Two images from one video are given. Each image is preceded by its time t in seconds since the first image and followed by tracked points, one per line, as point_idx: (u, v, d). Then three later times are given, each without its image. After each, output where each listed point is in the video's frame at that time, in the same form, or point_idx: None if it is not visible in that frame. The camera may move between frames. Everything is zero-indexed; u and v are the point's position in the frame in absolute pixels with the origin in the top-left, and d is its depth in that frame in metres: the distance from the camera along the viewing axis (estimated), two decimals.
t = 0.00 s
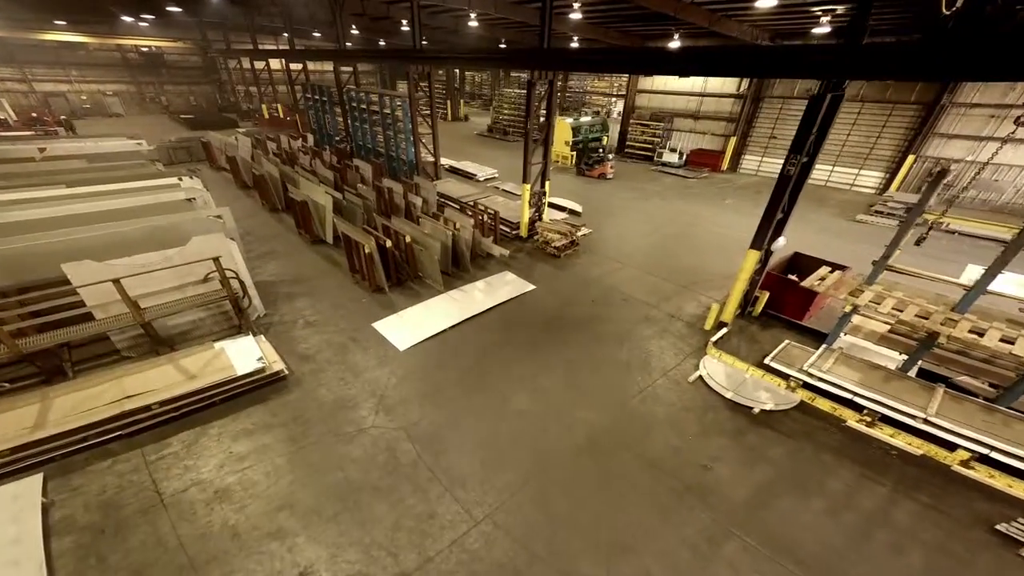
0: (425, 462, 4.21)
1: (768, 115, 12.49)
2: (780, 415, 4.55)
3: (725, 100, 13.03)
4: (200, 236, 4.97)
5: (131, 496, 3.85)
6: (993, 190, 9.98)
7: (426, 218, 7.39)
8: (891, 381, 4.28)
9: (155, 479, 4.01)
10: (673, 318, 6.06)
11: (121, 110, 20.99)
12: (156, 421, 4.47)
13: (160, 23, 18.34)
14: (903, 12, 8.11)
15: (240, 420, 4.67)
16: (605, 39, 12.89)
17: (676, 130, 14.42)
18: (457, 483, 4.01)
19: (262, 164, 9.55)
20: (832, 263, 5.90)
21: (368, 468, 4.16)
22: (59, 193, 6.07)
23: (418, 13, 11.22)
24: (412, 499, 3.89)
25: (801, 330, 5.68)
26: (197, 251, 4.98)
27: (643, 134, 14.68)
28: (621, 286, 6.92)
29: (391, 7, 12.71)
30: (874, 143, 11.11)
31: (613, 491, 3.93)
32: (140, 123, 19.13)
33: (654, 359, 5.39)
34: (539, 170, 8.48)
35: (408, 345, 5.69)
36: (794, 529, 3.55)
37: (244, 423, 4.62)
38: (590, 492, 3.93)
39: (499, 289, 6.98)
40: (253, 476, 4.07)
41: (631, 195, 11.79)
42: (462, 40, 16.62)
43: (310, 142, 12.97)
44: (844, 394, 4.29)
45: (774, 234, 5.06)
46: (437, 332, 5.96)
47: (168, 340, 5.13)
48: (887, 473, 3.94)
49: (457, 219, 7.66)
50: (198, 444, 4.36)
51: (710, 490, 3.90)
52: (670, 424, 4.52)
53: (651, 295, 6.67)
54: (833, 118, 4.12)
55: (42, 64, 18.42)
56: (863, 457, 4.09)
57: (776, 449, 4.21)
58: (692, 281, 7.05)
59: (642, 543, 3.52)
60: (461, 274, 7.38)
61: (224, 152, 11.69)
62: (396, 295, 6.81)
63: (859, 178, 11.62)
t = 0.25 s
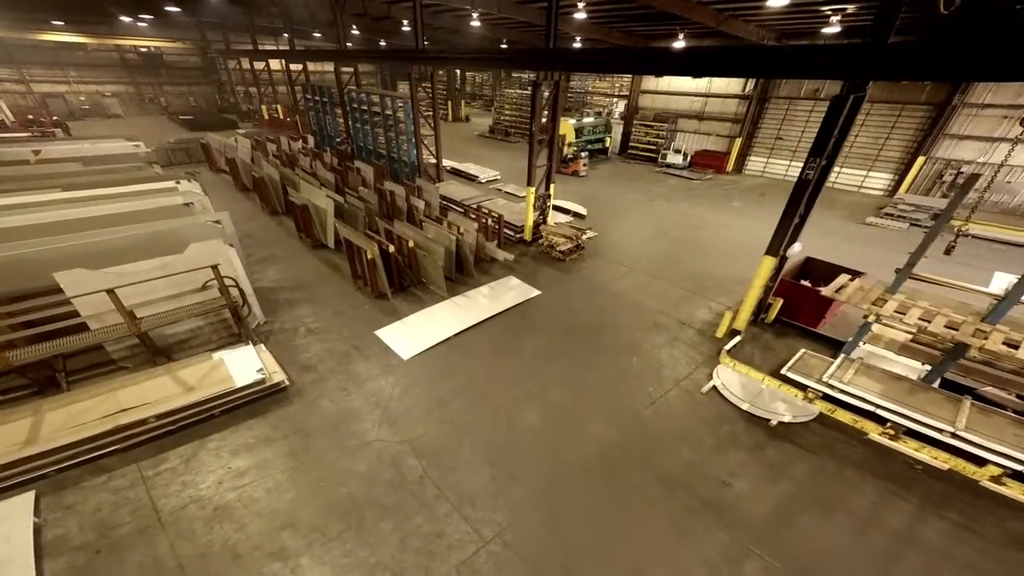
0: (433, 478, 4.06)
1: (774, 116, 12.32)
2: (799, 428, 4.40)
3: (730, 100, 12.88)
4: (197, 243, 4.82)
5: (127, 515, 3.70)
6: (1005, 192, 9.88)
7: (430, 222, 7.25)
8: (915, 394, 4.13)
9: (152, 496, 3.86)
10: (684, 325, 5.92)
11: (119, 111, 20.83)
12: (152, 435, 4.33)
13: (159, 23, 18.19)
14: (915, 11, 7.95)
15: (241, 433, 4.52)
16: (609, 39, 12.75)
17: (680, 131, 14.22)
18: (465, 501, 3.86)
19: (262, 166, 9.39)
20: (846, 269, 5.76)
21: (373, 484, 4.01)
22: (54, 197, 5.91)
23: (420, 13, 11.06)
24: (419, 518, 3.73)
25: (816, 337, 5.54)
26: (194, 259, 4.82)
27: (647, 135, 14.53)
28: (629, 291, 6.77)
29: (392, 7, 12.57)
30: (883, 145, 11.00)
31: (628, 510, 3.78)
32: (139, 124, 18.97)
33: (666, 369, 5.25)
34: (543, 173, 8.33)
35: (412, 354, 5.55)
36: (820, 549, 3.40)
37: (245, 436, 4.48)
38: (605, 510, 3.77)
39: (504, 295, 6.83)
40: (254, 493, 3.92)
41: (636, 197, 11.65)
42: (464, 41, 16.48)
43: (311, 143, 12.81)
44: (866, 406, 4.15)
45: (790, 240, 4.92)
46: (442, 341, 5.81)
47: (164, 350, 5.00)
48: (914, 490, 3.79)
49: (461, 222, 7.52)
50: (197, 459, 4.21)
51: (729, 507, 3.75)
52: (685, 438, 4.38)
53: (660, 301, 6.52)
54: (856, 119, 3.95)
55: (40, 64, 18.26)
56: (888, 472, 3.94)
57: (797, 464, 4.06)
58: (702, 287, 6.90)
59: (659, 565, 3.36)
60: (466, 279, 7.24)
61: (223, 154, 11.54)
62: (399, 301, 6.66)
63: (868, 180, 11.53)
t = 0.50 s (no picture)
0: (439, 493, 3.92)
1: (781, 116, 12.13)
2: (819, 441, 4.26)
3: (736, 101, 12.71)
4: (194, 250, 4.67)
5: (123, 533, 3.56)
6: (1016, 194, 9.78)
7: (433, 226, 7.10)
8: (940, 407, 3.98)
9: (150, 513, 3.72)
10: (695, 332, 5.78)
11: (119, 112, 20.72)
12: (149, 449, 4.20)
13: (158, 24, 18.06)
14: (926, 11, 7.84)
15: (241, 446, 4.38)
16: (613, 38, 12.59)
17: (684, 132, 14.10)
18: (473, 518, 3.72)
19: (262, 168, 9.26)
20: (861, 274, 5.61)
21: (379, 499, 3.87)
22: (48, 201, 5.77)
23: (422, 12, 10.86)
24: (427, 536, 3.59)
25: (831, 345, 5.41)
26: (191, 266, 4.68)
27: (651, 137, 14.38)
28: (638, 297, 6.63)
29: (394, 7, 12.43)
30: (892, 146, 10.89)
31: (642, 527, 3.63)
32: (138, 125, 18.83)
33: (678, 378, 5.10)
34: (548, 176, 8.12)
35: (416, 362, 5.42)
36: (847, 570, 3.26)
37: (245, 449, 4.34)
38: (618, 528, 3.63)
39: (509, 300, 6.69)
40: (255, 509, 3.78)
41: (640, 199, 11.49)
42: (466, 41, 16.34)
43: (311, 145, 12.67)
44: (889, 419, 3.99)
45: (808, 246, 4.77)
46: (446, 348, 5.67)
47: (162, 360, 4.86)
48: (941, 507, 3.65)
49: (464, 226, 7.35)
50: (196, 473, 4.07)
51: (749, 525, 3.61)
52: (699, 452, 4.24)
53: (670, 306, 6.37)
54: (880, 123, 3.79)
55: (38, 64, 18.14)
56: (913, 488, 3.80)
57: (818, 480, 3.92)
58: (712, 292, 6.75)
59: None
60: (470, 284, 7.09)
61: (223, 156, 11.40)
62: (403, 307, 6.52)
63: (877, 181, 11.43)
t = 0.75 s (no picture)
0: (447, 511, 3.77)
1: (787, 117, 11.96)
2: (838, 455, 4.12)
3: (741, 101, 12.55)
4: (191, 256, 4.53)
5: (118, 554, 3.42)
6: None
7: (436, 230, 6.95)
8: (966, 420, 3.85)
9: (146, 532, 3.58)
10: (707, 340, 5.64)
11: (117, 113, 20.59)
12: (146, 464, 4.07)
13: (157, 23, 17.94)
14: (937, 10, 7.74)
15: (242, 461, 4.23)
16: (617, 38, 12.43)
17: (688, 133, 13.96)
18: (482, 537, 3.57)
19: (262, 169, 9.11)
20: (878, 280, 5.46)
21: (384, 516, 3.73)
22: (40, 205, 5.57)
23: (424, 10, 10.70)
24: (435, 555, 3.45)
25: (846, 353, 5.27)
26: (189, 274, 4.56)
27: (654, 137, 14.24)
28: (646, 302, 6.48)
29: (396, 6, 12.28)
30: (902, 147, 10.75)
31: (658, 546, 3.48)
32: (136, 126, 18.69)
33: (691, 388, 4.97)
34: (553, 177, 7.91)
35: (421, 372, 5.28)
36: None
37: (246, 464, 4.19)
38: (633, 547, 3.48)
39: (514, 305, 6.55)
40: (255, 527, 3.64)
41: (645, 200, 11.35)
42: (467, 41, 16.20)
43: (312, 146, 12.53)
44: (913, 432, 3.89)
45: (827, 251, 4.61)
46: (451, 357, 5.54)
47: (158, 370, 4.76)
48: (970, 525, 3.51)
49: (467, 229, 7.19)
50: (194, 489, 3.94)
51: (770, 544, 3.47)
52: (714, 466, 4.10)
53: (680, 313, 6.23)
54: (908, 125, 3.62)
55: (36, 65, 18.02)
56: (940, 505, 3.66)
57: (841, 496, 3.77)
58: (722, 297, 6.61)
59: None
60: (475, 289, 6.94)
61: (221, 157, 11.24)
62: (407, 314, 6.37)
63: (886, 182, 11.32)
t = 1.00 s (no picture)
0: (454, 528, 3.64)
1: (794, 117, 11.77)
2: (859, 470, 3.99)
3: (747, 101, 12.37)
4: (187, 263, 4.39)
5: None
6: None
7: (439, 234, 6.81)
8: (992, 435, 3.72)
9: (142, 551, 3.45)
10: (718, 348, 5.50)
11: (115, 112, 20.43)
12: (142, 479, 3.95)
13: (155, 22, 17.77)
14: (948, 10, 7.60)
15: (241, 475, 4.10)
16: (621, 38, 12.26)
17: (693, 133, 13.80)
18: (491, 557, 3.44)
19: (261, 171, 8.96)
20: (895, 286, 5.31)
21: (389, 534, 3.60)
22: (33, 208, 5.43)
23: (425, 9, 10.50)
24: None
25: (863, 362, 5.13)
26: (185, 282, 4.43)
27: (658, 138, 14.09)
28: (655, 308, 6.34)
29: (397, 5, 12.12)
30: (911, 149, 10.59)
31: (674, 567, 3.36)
32: (135, 125, 18.52)
33: (703, 399, 4.83)
34: (559, 179, 7.71)
35: (426, 382, 5.14)
36: None
37: (246, 478, 4.06)
38: (648, 568, 3.35)
39: (520, 311, 6.42)
40: (256, 546, 3.51)
41: (650, 202, 11.19)
42: (469, 40, 16.03)
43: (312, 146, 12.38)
44: (940, 446, 3.74)
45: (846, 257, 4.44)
46: (457, 365, 5.40)
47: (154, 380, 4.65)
48: (1000, 544, 3.37)
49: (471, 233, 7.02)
50: (193, 506, 3.80)
51: (792, 564, 3.34)
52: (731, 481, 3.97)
53: (690, 319, 6.08)
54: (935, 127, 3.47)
55: (33, 64, 17.85)
56: (968, 523, 3.53)
57: (864, 514, 3.63)
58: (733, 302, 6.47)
59: None
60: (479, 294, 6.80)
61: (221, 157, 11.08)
62: (410, 320, 6.23)
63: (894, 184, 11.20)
